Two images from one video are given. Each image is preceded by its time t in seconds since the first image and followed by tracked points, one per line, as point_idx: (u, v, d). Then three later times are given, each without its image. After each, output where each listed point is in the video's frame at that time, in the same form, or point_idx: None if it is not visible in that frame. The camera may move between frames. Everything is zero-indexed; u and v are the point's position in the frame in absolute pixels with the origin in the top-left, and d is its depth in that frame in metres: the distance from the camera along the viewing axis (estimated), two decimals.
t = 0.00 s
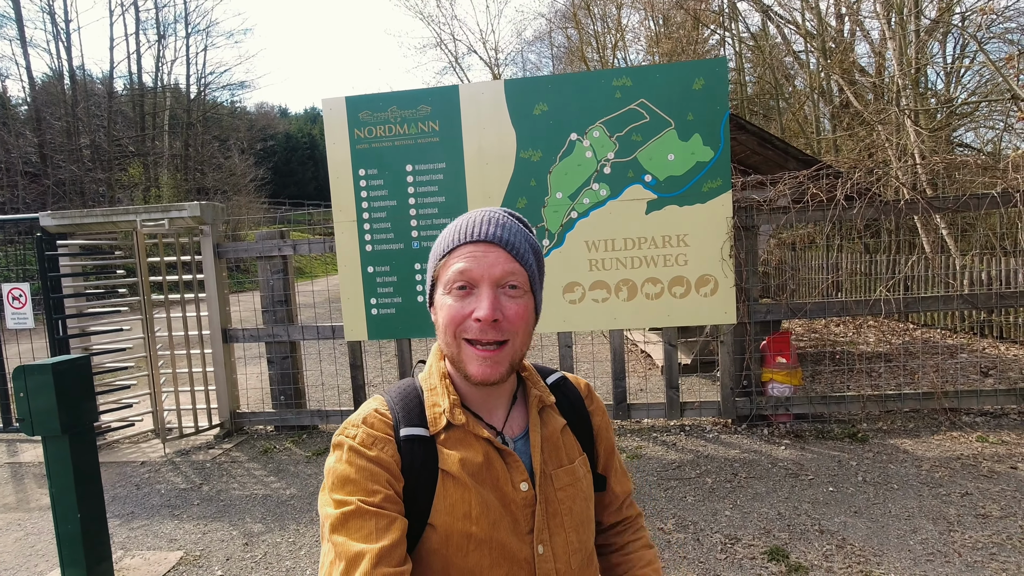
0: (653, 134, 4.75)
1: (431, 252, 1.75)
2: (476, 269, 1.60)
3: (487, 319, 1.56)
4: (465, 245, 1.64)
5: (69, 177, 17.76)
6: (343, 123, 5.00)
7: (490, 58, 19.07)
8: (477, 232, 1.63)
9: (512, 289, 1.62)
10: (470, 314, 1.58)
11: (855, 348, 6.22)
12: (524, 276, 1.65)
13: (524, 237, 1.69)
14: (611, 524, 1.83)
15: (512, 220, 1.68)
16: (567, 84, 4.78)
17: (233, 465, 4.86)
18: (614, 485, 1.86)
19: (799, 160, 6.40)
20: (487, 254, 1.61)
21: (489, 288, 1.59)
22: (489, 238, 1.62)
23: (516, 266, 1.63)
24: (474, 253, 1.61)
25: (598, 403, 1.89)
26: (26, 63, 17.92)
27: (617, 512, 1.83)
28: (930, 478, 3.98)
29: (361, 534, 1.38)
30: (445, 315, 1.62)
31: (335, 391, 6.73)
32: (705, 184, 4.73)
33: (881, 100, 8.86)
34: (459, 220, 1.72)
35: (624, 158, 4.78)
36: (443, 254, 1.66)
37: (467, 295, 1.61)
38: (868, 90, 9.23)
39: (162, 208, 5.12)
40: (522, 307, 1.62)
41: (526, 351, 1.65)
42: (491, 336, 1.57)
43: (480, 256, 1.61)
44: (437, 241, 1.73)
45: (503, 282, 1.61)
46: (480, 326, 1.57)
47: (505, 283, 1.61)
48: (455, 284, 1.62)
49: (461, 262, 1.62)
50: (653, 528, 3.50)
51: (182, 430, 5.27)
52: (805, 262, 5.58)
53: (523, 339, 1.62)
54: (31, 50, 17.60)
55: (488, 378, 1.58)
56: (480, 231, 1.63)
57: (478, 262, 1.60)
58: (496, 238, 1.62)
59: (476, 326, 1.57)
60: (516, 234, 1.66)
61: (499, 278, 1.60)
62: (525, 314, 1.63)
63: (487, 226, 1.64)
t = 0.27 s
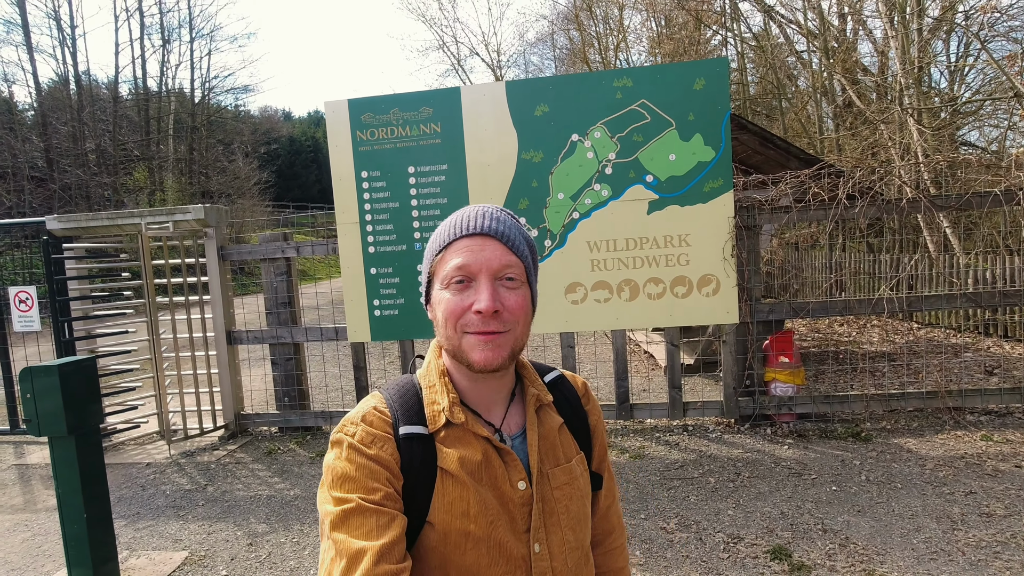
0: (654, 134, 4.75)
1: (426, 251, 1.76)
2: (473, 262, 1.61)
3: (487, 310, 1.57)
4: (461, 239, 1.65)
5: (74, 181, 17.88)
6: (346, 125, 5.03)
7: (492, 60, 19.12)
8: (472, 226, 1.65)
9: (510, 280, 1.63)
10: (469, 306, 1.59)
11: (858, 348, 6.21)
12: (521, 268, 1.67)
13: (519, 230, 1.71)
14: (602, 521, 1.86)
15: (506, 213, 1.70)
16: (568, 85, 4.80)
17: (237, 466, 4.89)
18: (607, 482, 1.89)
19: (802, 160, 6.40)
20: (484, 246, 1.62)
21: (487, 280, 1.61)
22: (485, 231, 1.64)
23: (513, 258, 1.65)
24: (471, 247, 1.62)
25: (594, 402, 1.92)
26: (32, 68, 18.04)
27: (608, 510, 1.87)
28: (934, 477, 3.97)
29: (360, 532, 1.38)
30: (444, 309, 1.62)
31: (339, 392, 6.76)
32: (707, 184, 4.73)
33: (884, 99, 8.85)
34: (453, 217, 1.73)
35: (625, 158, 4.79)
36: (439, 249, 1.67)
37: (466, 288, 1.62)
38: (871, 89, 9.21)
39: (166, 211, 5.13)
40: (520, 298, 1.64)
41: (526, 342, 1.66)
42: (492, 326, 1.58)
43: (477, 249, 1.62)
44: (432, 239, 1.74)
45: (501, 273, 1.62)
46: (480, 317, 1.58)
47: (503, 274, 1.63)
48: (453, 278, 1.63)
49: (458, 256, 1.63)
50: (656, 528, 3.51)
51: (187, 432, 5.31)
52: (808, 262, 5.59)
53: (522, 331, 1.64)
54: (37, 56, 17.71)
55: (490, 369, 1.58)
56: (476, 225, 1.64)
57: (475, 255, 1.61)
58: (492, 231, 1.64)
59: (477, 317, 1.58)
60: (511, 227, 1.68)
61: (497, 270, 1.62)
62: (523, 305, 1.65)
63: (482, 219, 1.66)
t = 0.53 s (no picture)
0: (662, 136, 4.77)
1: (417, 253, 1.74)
2: (469, 262, 1.61)
3: (484, 308, 1.57)
4: (455, 239, 1.65)
5: (88, 186, 18.10)
6: (356, 129, 5.08)
7: (499, 63, 19.19)
8: (466, 226, 1.65)
9: (505, 279, 1.64)
10: (466, 305, 1.59)
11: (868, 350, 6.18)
12: (515, 267, 1.69)
13: (511, 231, 1.73)
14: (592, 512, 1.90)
15: (498, 214, 1.72)
16: (576, 88, 4.83)
17: (249, 466, 4.94)
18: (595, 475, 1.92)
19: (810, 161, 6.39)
20: (479, 247, 1.62)
21: (483, 279, 1.61)
22: (480, 231, 1.65)
23: (507, 257, 1.66)
24: (467, 247, 1.62)
25: (581, 396, 1.96)
26: (46, 74, 18.27)
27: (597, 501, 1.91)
28: (946, 479, 3.96)
29: (359, 539, 1.36)
30: (439, 309, 1.61)
31: (349, 393, 6.81)
32: (715, 186, 4.74)
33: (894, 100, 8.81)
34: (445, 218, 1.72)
35: (633, 160, 4.81)
36: (433, 250, 1.66)
37: (461, 287, 1.62)
38: (881, 91, 9.17)
39: (179, 213, 5.21)
40: (515, 297, 1.65)
41: (521, 341, 1.67)
42: (488, 325, 1.59)
43: (472, 249, 1.62)
44: (424, 240, 1.72)
45: (496, 273, 1.63)
46: (477, 315, 1.57)
47: (498, 274, 1.64)
48: (448, 278, 1.62)
49: (453, 257, 1.62)
50: (665, 528, 3.51)
51: (199, 432, 5.37)
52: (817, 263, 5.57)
53: (518, 329, 1.64)
54: (52, 62, 17.95)
55: (488, 368, 1.58)
56: (470, 225, 1.65)
57: (470, 254, 1.61)
58: (486, 231, 1.65)
59: (474, 316, 1.58)
60: (504, 228, 1.70)
61: (492, 269, 1.63)
62: (518, 304, 1.66)
63: (476, 220, 1.66)
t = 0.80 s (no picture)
0: (679, 139, 4.80)
1: (394, 260, 1.59)
2: (483, 264, 1.55)
3: (505, 310, 1.53)
4: (461, 243, 1.56)
5: (110, 189, 18.47)
6: (376, 133, 5.17)
7: (513, 65, 19.27)
8: (471, 231, 1.59)
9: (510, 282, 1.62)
10: (484, 308, 1.52)
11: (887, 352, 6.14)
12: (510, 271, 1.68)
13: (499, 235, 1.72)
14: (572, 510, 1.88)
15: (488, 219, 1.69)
16: (593, 91, 4.87)
17: (271, 464, 5.03)
18: (571, 474, 1.91)
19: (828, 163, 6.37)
20: (489, 250, 1.58)
21: (496, 282, 1.56)
22: (484, 235, 1.60)
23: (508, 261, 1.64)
24: (475, 250, 1.55)
25: (553, 398, 1.95)
26: (71, 80, 18.67)
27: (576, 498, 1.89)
28: (966, 483, 3.94)
29: (345, 553, 1.32)
30: (454, 314, 1.50)
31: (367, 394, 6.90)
32: (732, 189, 4.76)
33: (913, 100, 8.73)
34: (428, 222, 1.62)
35: (650, 163, 4.84)
36: (438, 255, 1.54)
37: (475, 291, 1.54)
38: (899, 91, 9.09)
39: (203, 217, 5.33)
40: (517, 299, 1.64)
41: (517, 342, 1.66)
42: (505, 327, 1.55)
43: (483, 253, 1.56)
44: (409, 246, 1.57)
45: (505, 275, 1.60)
46: (497, 318, 1.52)
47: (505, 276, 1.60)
48: (462, 281, 1.52)
49: (465, 260, 1.54)
50: (682, 529, 3.54)
51: (222, 430, 5.48)
52: (834, 266, 5.55)
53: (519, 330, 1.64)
54: (76, 67, 18.31)
55: (503, 370, 1.55)
56: (474, 230, 1.60)
57: (483, 258, 1.55)
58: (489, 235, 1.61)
59: (493, 318, 1.52)
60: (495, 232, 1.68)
61: (501, 271, 1.59)
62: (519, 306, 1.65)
63: (476, 225, 1.62)
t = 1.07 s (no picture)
0: (703, 140, 4.80)
1: (431, 263, 1.48)
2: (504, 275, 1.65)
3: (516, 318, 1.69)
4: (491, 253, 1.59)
5: (139, 191, 18.97)
6: (402, 135, 5.26)
7: (533, 66, 19.34)
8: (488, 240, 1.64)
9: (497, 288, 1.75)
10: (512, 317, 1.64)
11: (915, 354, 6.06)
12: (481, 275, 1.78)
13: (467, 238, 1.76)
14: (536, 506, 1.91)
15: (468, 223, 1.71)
16: (617, 93, 4.89)
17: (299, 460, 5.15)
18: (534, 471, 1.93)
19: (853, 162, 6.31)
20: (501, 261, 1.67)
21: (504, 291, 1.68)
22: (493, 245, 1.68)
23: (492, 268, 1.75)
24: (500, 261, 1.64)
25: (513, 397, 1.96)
26: (102, 86, 19.21)
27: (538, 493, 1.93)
28: (997, 487, 3.89)
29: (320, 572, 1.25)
30: (494, 324, 1.57)
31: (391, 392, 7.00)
32: (757, 189, 4.75)
33: (941, 97, 8.59)
34: (451, 227, 1.57)
35: (674, 164, 4.86)
36: (484, 265, 1.54)
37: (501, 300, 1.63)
38: (927, 87, 8.95)
39: (235, 218, 5.46)
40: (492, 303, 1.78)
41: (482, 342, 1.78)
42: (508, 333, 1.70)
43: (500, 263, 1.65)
44: (449, 252, 1.49)
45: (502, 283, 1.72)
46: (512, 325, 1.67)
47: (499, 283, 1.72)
48: (498, 292, 1.59)
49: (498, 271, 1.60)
50: (707, 528, 3.55)
51: (252, 427, 5.62)
52: (860, 265, 5.48)
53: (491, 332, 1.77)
54: (108, 74, 18.83)
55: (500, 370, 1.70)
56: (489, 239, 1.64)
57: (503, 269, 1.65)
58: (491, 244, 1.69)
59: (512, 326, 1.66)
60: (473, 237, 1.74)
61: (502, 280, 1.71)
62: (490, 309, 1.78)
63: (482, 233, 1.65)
